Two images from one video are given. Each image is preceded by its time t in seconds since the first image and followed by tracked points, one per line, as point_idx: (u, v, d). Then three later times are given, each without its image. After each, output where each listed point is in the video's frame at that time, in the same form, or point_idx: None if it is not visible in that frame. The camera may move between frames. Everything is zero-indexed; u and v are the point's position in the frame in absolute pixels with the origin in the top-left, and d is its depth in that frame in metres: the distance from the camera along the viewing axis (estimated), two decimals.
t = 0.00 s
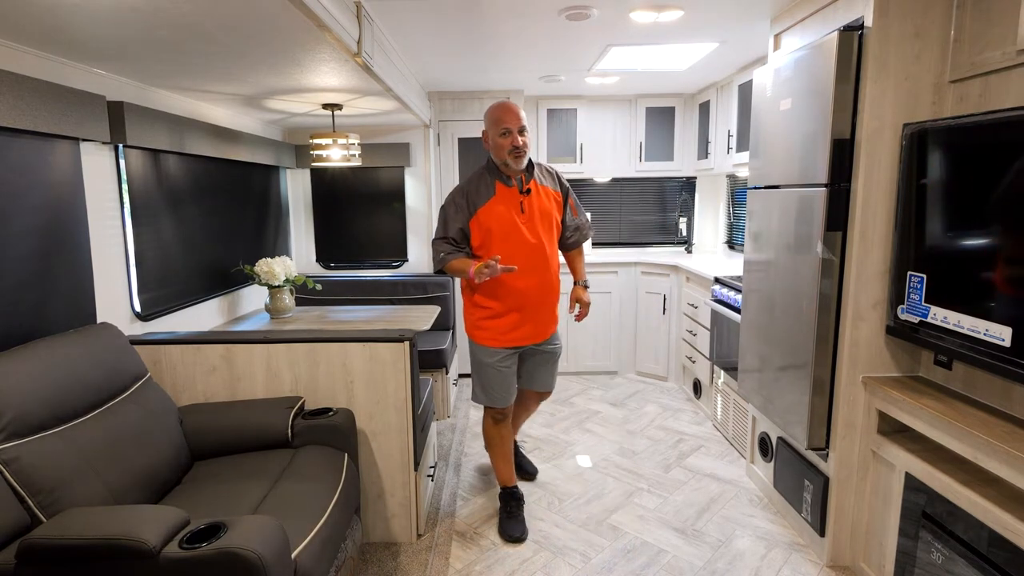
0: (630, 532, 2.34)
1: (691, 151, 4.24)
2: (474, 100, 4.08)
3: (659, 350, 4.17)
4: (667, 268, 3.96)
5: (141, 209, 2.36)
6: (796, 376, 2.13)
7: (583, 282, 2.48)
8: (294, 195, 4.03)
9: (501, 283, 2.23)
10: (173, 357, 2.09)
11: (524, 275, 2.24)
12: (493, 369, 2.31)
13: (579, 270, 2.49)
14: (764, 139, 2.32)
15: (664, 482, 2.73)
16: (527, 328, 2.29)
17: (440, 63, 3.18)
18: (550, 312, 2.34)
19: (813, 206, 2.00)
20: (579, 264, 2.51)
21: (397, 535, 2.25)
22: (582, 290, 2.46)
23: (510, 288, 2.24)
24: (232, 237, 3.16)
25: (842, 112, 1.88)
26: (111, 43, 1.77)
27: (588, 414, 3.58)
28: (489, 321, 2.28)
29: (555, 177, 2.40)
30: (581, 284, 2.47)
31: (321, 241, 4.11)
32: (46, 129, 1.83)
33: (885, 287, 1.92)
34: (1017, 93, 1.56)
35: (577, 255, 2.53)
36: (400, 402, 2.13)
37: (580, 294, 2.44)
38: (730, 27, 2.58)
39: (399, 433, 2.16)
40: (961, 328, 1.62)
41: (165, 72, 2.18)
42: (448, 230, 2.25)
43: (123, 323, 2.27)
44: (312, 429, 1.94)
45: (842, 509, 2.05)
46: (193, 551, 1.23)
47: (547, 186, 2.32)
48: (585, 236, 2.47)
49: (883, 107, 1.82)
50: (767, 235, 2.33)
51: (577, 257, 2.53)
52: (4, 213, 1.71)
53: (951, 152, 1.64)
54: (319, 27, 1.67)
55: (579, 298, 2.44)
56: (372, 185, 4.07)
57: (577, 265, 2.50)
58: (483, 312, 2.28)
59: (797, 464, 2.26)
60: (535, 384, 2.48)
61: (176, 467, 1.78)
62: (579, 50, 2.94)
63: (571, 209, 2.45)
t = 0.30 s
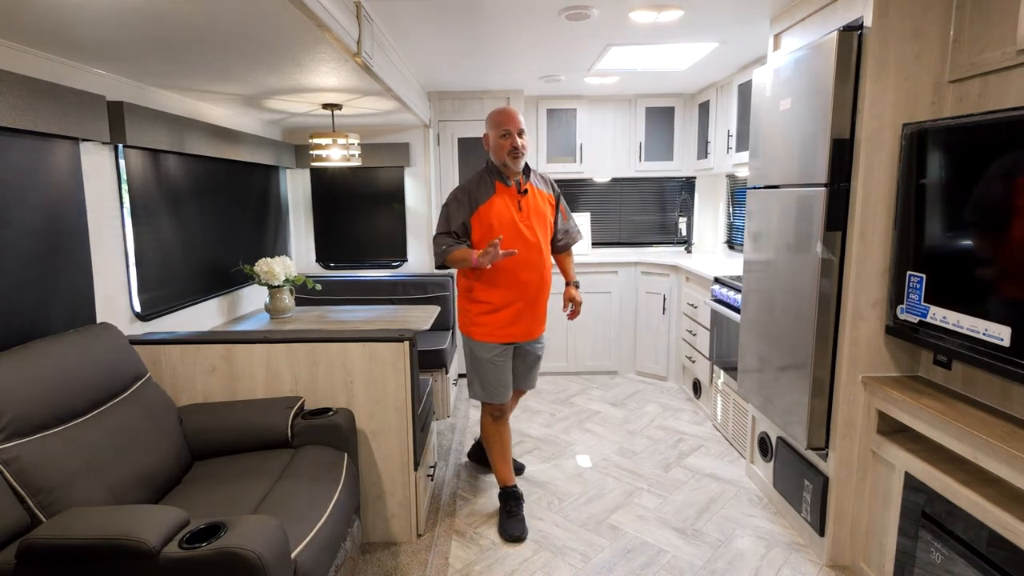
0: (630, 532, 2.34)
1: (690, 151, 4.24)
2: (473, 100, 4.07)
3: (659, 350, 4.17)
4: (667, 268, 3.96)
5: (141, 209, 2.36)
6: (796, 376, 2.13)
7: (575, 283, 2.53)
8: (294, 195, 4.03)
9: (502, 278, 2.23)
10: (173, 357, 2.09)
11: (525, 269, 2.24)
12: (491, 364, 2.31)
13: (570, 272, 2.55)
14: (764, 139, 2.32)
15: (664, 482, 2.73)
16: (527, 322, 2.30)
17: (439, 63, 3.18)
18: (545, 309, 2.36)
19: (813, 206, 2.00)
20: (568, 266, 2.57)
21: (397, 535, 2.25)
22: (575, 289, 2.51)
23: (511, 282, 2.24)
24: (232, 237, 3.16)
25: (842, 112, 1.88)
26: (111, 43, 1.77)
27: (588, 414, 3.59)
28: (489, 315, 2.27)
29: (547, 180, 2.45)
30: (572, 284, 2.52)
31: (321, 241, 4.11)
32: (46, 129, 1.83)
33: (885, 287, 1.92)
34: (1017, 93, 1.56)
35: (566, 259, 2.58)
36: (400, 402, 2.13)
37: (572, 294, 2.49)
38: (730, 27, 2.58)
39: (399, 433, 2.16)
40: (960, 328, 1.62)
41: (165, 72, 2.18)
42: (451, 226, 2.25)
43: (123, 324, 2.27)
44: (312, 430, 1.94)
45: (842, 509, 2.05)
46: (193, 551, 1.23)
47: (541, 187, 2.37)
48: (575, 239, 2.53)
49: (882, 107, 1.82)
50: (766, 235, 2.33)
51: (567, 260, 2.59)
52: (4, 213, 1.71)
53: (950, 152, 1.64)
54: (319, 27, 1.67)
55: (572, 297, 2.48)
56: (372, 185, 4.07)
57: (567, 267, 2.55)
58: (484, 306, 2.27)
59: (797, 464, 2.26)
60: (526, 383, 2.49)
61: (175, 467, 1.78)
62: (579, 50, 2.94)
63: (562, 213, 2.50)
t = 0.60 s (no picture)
0: (630, 532, 2.34)
1: (690, 151, 4.25)
2: (473, 100, 4.07)
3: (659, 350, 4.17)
4: (667, 268, 3.96)
5: (141, 209, 2.36)
6: (796, 376, 2.13)
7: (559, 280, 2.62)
8: (294, 195, 4.03)
9: (504, 269, 2.29)
10: (172, 357, 2.09)
11: (525, 262, 2.32)
12: (497, 352, 2.38)
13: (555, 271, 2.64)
14: (764, 138, 2.32)
15: (664, 482, 2.73)
16: (525, 311, 2.39)
17: (439, 63, 3.18)
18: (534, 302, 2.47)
19: (813, 206, 2.00)
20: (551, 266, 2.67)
21: (397, 535, 2.25)
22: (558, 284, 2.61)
23: (511, 275, 2.31)
24: (232, 237, 3.16)
25: (841, 112, 1.88)
26: (112, 43, 1.77)
27: (587, 414, 3.59)
28: (492, 306, 2.33)
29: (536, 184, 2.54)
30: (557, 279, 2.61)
31: (321, 241, 4.11)
32: (46, 129, 1.83)
33: (884, 287, 1.92)
34: (1017, 93, 1.57)
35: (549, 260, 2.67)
36: (400, 402, 2.14)
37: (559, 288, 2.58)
38: (730, 27, 2.58)
39: (399, 433, 2.16)
40: (960, 328, 1.62)
41: (165, 72, 2.18)
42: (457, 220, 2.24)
43: (123, 324, 2.27)
44: (312, 429, 1.94)
45: (842, 509, 2.05)
46: (193, 551, 1.23)
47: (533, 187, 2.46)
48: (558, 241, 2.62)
49: (882, 107, 1.82)
50: (766, 235, 2.33)
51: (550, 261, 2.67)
52: (4, 213, 1.71)
53: (950, 153, 1.64)
54: (319, 27, 1.67)
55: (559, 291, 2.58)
56: (372, 185, 4.07)
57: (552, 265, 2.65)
58: (486, 298, 2.32)
59: (797, 464, 2.26)
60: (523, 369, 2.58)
61: (176, 467, 1.78)
62: (579, 50, 2.94)
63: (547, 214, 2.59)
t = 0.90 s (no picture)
0: (631, 532, 2.34)
1: (690, 151, 4.25)
2: (473, 100, 4.08)
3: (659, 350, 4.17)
4: (667, 269, 3.96)
5: (141, 209, 2.36)
6: (796, 376, 2.13)
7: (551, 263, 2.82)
8: (293, 195, 4.03)
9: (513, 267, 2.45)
10: (172, 358, 2.09)
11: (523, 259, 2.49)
12: (495, 350, 2.49)
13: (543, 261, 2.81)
14: (764, 138, 2.32)
15: (664, 482, 2.73)
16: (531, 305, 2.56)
17: (440, 63, 3.17)
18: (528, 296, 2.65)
19: (813, 206, 1.99)
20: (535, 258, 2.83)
21: (397, 535, 2.25)
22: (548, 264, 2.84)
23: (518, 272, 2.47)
24: (231, 237, 3.16)
25: (841, 112, 1.88)
26: (112, 43, 1.77)
27: (587, 413, 3.59)
28: (506, 305, 2.46)
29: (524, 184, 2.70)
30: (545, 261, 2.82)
31: (321, 241, 4.11)
32: (46, 129, 1.82)
33: (884, 287, 1.92)
34: (1017, 93, 1.57)
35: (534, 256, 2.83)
36: (400, 402, 2.13)
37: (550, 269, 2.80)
38: (730, 27, 2.58)
39: (399, 433, 2.16)
40: (960, 328, 1.63)
41: (165, 72, 2.18)
42: (487, 223, 2.32)
43: (123, 324, 2.27)
44: (312, 430, 1.94)
45: (842, 509, 2.05)
46: (193, 551, 1.23)
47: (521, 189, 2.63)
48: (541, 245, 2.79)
49: (882, 107, 1.82)
50: (767, 235, 2.33)
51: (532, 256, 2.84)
52: (4, 213, 1.71)
53: (951, 153, 1.64)
54: (319, 26, 1.67)
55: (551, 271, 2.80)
56: (372, 185, 4.07)
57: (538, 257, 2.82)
58: (500, 299, 2.43)
59: (797, 464, 2.26)
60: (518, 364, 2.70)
61: (176, 467, 1.78)
62: (579, 50, 2.94)
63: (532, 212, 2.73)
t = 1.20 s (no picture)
0: (630, 532, 2.34)
1: (689, 151, 4.25)
2: (473, 100, 4.08)
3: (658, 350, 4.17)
4: (667, 269, 3.96)
5: (140, 209, 2.36)
6: (795, 376, 2.13)
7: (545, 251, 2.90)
8: (293, 195, 4.03)
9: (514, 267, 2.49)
10: (171, 358, 2.09)
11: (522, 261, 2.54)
12: (497, 349, 2.50)
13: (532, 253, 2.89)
14: (763, 138, 2.32)
15: (664, 482, 2.73)
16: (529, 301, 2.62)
17: (439, 62, 3.17)
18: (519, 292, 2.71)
19: (812, 206, 1.99)
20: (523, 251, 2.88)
21: (397, 535, 2.25)
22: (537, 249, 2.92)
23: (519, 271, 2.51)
24: (231, 237, 3.16)
25: (840, 113, 1.88)
26: (111, 43, 1.76)
27: (587, 413, 3.59)
28: (507, 303, 2.50)
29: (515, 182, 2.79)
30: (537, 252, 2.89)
31: (320, 241, 4.11)
32: (45, 129, 1.82)
33: (884, 287, 1.92)
34: (1015, 93, 1.57)
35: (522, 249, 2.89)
36: (399, 402, 2.14)
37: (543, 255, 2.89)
38: (729, 27, 2.58)
39: (398, 433, 2.16)
40: (959, 328, 1.63)
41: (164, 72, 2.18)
42: (505, 228, 2.34)
43: (122, 324, 2.26)
44: (311, 430, 1.94)
45: (841, 509, 2.05)
46: (192, 552, 1.23)
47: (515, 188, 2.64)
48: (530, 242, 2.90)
49: (881, 107, 1.82)
50: (766, 235, 2.33)
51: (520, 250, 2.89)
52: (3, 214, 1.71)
53: (949, 153, 1.64)
54: (318, 26, 1.67)
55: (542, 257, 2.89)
56: (371, 185, 4.07)
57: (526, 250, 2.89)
58: (506, 297, 2.48)
59: (797, 464, 2.26)
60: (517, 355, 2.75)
61: (175, 468, 1.78)
62: (578, 50, 2.94)
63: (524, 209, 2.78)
